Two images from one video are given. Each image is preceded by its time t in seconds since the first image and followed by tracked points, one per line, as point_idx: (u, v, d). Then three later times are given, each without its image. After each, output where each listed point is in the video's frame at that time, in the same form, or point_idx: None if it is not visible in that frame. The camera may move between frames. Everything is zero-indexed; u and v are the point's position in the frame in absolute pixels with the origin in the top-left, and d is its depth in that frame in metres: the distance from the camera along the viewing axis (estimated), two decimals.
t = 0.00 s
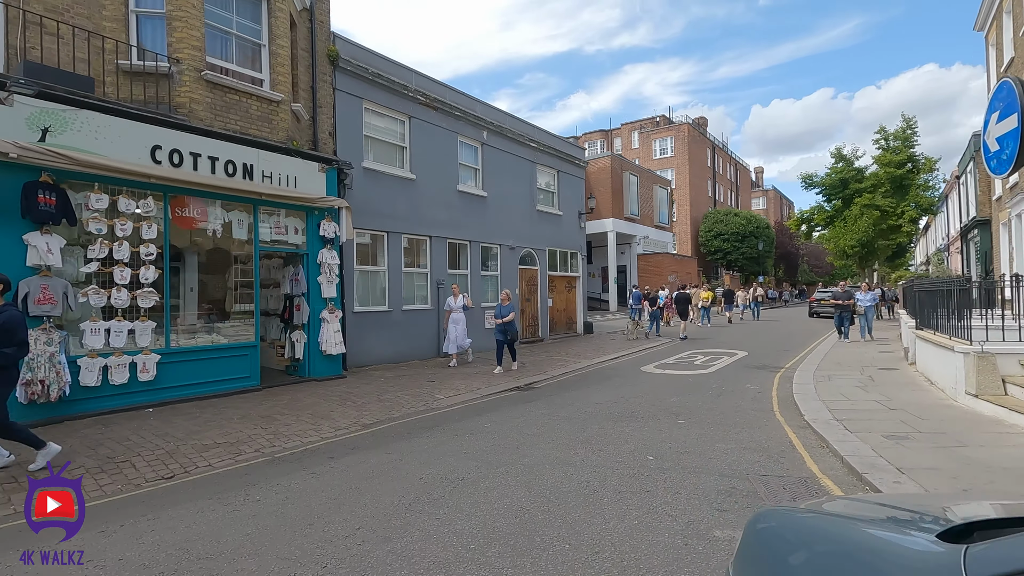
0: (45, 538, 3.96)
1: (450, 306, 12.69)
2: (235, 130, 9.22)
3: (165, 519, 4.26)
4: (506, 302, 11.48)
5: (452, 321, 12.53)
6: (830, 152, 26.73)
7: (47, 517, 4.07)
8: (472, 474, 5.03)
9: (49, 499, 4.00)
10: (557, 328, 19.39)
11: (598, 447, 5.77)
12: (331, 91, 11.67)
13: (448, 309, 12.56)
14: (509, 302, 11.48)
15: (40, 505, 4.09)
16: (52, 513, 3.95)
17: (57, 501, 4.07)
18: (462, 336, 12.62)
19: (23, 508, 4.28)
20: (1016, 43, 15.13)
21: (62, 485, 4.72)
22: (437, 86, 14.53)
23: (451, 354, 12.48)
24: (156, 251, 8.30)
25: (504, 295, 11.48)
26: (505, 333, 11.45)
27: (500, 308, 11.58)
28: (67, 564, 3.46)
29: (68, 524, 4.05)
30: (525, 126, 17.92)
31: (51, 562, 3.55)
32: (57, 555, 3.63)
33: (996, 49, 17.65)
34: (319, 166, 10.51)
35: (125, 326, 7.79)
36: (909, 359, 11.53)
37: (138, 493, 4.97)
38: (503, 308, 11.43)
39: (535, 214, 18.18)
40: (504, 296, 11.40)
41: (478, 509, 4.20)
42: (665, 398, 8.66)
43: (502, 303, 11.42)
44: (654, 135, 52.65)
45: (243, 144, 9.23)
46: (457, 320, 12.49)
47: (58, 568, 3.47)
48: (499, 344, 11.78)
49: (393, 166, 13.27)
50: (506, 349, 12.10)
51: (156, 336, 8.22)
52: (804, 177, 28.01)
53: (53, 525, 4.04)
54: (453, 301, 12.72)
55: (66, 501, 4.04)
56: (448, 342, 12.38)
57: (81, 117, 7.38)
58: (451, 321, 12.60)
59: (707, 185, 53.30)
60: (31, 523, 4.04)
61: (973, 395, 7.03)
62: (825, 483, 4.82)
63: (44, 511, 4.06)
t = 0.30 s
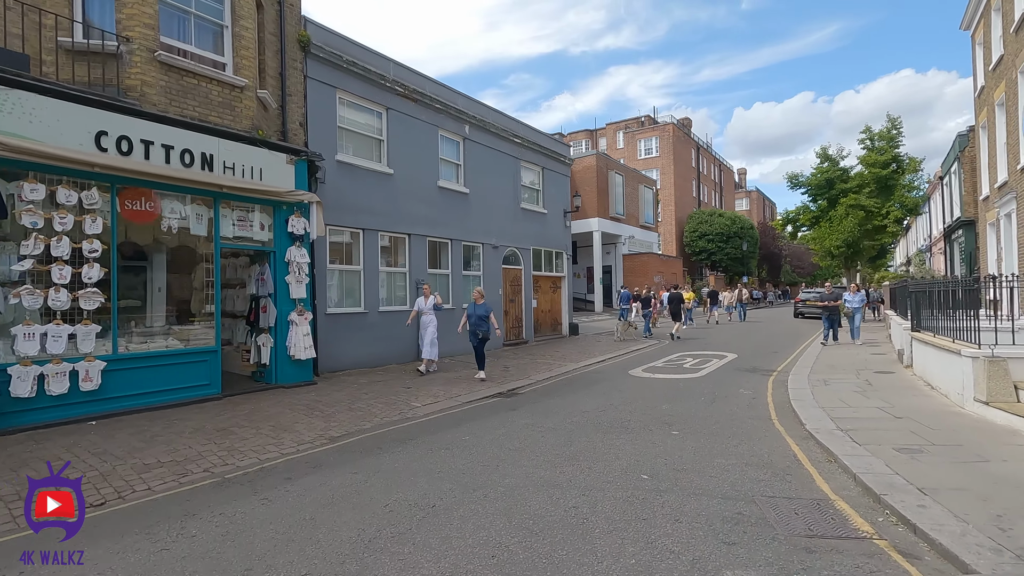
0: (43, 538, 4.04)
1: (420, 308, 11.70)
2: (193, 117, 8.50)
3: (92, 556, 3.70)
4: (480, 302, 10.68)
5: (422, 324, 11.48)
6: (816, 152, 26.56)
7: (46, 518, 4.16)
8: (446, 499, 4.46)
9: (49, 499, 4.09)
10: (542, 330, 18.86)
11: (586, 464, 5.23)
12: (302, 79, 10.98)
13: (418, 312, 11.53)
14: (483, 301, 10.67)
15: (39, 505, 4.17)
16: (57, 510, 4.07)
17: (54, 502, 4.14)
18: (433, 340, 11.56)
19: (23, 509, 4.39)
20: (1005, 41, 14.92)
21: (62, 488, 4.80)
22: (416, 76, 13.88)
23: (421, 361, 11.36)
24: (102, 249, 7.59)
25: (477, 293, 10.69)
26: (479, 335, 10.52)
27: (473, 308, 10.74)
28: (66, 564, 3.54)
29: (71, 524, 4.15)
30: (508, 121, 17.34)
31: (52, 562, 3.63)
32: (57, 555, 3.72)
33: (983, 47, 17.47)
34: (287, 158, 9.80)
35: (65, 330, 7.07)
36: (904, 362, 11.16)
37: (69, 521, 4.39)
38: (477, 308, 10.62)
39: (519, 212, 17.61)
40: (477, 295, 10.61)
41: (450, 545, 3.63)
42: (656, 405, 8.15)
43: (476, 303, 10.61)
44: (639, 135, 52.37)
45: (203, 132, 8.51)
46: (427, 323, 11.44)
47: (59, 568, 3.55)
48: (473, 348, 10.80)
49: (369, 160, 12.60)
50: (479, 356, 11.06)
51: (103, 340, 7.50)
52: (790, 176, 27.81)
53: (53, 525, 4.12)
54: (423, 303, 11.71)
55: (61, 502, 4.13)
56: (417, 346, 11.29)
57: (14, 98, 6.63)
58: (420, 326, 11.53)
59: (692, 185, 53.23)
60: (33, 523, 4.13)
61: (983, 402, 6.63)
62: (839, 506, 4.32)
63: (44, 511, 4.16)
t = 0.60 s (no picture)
0: (43, 539, 4.10)
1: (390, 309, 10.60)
2: (152, 101, 7.84)
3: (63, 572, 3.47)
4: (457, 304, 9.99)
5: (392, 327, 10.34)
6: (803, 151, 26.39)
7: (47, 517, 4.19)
8: (424, 524, 3.94)
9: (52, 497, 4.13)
10: (529, 331, 18.36)
11: (580, 481, 4.73)
12: (275, 65, 10.35)
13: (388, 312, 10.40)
14: (461, 303, 9.99)
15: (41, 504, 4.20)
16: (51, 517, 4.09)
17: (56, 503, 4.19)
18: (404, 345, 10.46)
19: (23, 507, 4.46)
20: (997, 37, 14.71)
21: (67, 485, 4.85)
22: (398, 66, 13.29)
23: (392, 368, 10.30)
24: (45, 244, 6.91)
25: (454, 294, 10.02)
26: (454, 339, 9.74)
27: (450, 311, 10.04)
28: (66, 565, 3.56)
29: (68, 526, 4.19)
30: (494, 115, 16.79)
31: (51, 561, 3.65)
32: (57, 555, 3.73)
33: (973, 45, 17.30)
34: (257, 147, 9.14)
35: (4, 333, 6.40)
36: (902, 364, 10.82)
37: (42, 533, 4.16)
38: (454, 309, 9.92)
39: (505, 209, 17.08)
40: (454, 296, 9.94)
41: None
42: (650, 411, 7.68)
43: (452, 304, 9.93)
44: (625, 135, 52.10)
45: (163, 117, 7.84)
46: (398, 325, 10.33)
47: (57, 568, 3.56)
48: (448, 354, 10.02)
49: (347, 152, 11.98)
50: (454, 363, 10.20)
51: (48, 344, 6.84)
52: (778, 176, 27.60)
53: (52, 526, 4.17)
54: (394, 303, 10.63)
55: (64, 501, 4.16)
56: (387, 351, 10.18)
57: None
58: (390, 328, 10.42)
59: (678, 185, 53.13)
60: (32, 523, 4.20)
61: (998, 407, 6.25)
62: (864, 528, 3.86)
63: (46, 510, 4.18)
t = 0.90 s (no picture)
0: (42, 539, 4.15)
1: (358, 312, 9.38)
2: (109, 86, 7.20)
3: None
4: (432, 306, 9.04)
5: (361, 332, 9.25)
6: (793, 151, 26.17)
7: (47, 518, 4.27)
8: (400, 565, 3.41)
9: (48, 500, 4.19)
10: (518, 333, 17.85)
11: (577, 507, 4.25)
12: (248, 53, 9.75)
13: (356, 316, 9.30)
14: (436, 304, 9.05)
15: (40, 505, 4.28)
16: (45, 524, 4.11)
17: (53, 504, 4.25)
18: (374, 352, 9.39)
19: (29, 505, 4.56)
20: (991, 34, 14.49)
21: (69, 485, 4.92)
22: (381, 57, 12.71)
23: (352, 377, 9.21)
24: None
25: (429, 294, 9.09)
26: (429, 344, 8.82)
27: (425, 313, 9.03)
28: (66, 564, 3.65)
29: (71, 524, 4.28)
30: (482, 110, 16.24)
31: (51, 561, 3.74)
32: (56, 555, 3.82)
33: (966, 43, 17.12)
34: (226, 138, 8.50)
35: None
36: (903, 368, 10.46)
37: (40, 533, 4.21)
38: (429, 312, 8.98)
39: (492, 208, 16.54)
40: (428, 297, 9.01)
41: None
42: (646, 421, 7.24)
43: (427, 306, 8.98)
44: (613, 135, 51.82)
45: (121, 104, 7.20)
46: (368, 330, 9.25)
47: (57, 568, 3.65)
48: (423, 360, 9.12)
49: (326, 146, 11.38)
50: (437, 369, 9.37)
51: None
52: (768, 176, 27.32)
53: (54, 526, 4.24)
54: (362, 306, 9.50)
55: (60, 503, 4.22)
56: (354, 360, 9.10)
57: None
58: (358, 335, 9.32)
59: (666, 186, 52.99)
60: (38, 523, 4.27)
61: (1020, 418, 5.85)
62: (899, 563, 3.43)
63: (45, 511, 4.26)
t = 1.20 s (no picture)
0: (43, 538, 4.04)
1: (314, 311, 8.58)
2: (47, 60, 6.49)
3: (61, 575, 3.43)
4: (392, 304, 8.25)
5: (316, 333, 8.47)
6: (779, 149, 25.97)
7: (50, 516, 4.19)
8: None
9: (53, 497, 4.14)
10: (502, 333, 17.30)
11: (568, 530, 3.73)
12: (211, 32, 9.09)
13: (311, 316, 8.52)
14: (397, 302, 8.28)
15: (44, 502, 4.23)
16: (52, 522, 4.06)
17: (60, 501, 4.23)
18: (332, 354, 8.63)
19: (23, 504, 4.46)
20: (982, 30, 14.31)
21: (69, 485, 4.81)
22: (358, 43, 12.08)
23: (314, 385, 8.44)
24: None
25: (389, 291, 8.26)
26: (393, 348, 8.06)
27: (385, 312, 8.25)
28: (66, 564, 3.56)
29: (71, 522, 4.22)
30: (465, 102, 15.65)
31: (51, 561, 3.63)
32: (56, 555, 3.71)
33: (954, 41, 16.99)
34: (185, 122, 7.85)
35: None
36: (900, 368, 10.09)
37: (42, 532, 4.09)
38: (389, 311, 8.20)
39: (475, 203, 15.97)
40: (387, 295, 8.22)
41: None
42: (639, 427, 6.74)
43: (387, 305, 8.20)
44: (599, 134, 51.52)
45: (62, 80, 6.51)
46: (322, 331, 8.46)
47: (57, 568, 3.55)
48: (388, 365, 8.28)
49: (298, 135, 10.74)
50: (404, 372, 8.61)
51: None
52: (754, 174, 27.09)
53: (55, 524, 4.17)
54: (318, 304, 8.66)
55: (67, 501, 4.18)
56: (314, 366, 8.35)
57: None
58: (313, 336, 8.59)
59: (651, 185, 52.85)
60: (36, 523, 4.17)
61: None
62: None
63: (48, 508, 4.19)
